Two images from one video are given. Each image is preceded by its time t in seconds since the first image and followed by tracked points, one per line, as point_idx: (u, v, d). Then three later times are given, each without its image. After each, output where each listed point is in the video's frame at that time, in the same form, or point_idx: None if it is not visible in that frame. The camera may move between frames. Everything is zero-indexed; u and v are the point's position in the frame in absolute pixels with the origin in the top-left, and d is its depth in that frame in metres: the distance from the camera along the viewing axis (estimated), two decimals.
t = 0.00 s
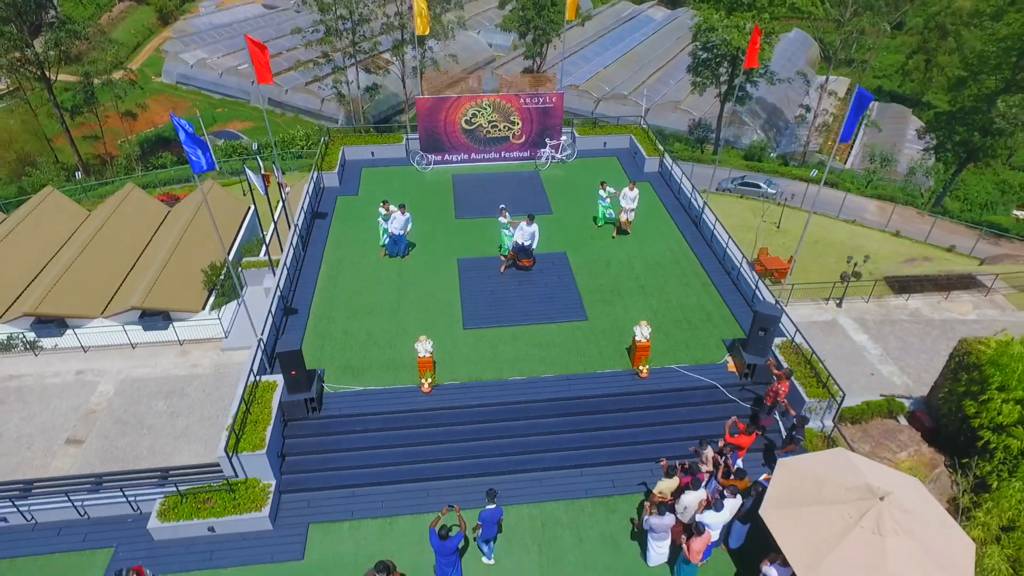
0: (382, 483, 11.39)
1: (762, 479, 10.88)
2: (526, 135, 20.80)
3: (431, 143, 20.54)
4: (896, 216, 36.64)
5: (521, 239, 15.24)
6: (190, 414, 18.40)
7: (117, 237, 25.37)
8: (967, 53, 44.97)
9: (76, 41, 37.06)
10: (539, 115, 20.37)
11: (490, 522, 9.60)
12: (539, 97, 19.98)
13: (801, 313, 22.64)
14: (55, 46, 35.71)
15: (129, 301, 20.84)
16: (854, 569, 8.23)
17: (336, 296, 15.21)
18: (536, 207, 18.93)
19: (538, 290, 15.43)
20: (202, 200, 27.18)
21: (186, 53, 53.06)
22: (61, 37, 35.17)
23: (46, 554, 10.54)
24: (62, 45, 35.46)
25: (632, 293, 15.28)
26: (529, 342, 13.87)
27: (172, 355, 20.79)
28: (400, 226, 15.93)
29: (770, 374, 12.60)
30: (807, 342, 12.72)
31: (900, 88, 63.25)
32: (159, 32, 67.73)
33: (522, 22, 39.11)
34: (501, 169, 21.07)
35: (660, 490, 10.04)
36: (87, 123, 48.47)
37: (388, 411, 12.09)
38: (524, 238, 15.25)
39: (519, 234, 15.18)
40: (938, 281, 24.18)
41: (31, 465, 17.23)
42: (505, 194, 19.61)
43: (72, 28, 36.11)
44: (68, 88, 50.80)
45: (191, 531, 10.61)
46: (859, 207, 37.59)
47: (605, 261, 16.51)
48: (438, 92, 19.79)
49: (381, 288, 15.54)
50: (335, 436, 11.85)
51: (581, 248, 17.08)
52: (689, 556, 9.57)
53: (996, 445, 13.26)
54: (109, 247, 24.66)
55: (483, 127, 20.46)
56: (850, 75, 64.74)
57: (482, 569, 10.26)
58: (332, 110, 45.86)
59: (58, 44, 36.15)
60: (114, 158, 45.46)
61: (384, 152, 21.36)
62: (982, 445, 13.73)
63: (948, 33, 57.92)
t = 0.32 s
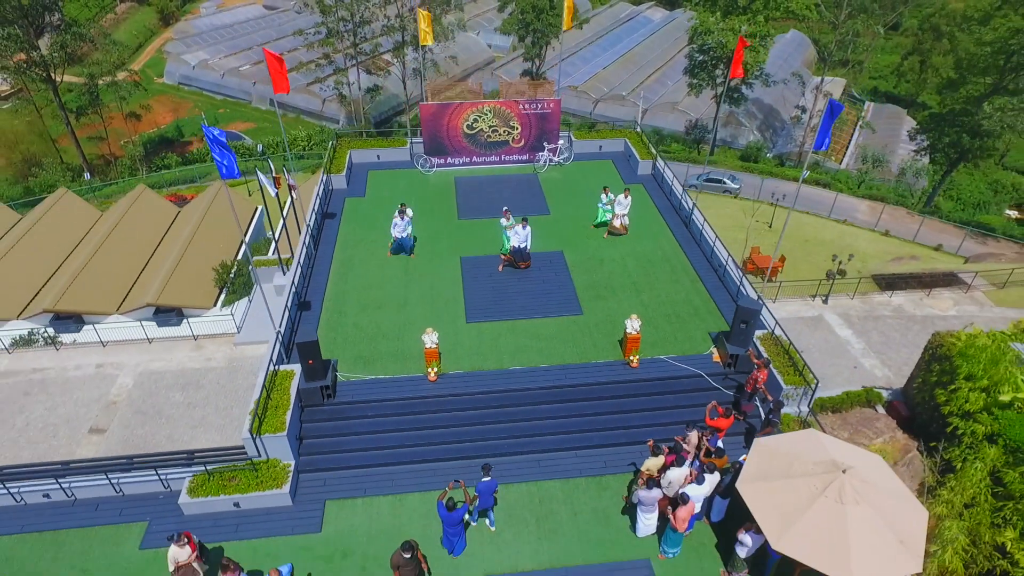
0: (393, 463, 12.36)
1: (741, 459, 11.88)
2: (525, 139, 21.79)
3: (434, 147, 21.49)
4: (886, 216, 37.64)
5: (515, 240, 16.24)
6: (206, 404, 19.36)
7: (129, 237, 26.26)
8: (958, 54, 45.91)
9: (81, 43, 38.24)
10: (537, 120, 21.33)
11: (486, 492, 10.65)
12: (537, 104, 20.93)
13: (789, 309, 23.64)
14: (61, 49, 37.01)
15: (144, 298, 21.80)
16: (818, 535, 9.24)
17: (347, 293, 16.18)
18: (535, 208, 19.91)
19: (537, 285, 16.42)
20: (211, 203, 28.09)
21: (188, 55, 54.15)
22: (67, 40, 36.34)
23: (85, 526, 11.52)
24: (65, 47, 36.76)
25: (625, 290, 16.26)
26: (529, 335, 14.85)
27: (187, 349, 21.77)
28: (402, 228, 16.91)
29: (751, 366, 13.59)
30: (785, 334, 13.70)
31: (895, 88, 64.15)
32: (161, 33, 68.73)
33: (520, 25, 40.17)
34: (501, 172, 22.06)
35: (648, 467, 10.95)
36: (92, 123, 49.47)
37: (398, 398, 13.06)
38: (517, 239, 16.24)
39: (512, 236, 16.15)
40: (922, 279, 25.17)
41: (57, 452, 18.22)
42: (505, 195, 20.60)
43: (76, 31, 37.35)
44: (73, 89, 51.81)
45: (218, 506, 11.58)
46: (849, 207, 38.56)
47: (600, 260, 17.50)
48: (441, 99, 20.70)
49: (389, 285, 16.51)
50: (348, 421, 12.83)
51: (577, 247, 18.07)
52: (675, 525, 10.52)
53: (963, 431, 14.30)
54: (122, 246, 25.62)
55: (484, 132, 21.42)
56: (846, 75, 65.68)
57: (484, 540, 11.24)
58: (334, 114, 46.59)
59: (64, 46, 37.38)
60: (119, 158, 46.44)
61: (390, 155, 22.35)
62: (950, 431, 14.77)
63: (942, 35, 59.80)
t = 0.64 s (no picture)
0: (400, 448, 13.25)
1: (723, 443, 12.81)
2: (524, 143, 22.68)
3: (436, 150, 22.40)
4: (877, 216, 38.55)
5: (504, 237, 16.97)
6: (219, 397, 20.26)
7: (140, 237, 27.06)
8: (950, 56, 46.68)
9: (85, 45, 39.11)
10: (536, 125, 22.21)
11: (478, 472, 11.51)
12: (535, 109, 21.77)
13: (778, 306, 24.56)
14: (64, 50, 37.91)
15: (156, 296, 22.57)
16: (789, 508, 10.15)
17: (355, 289, 17.08)
18: (533, 209, 20.81)
19: (534, 283, 17.34)
20: (219, 203, 28.86)
21: (189, 56, 54.95)
22: (72, 42, 37.29)
23: (115, 504, 12.43)
24: (70, 49, 37.70)
25: (618, 286, 17.18)
26: (527, 329, 15.75)
27: (199, 345, 22.67)
28: (398, 226, 17.69)
29: (734, 358, 14.50)
30: (768, 328, 14.59)
31: (891, 89, 64.96)
32: (162, 33, 69.52)
33: (519, 28, 41.13)
34: (501, 174, 22.96)
35: (637, 451, 11.89)
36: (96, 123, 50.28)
37: (404, 388, 13.97)
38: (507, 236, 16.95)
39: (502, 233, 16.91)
40: (908, 277, 26.06)
41: (77, 442, 19.12)
42: (505, 197, 21.52)
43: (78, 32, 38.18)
44: (78, 90, 52.62)
45: (238, 487, 12.47)
46: (841, 207, 39.46)
47: (594, 258, 18.41)
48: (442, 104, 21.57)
49: (394, 282, 17.43)
50: (358, 408, 13.74)
51: (573, 246, 18.98)
52: (661, 503, 11.43)
53: (935, 420, 15.29)
54: (134, 246, 26.42)
55: (484, 136, 22.30)
56: (843, 75, 66.48)
57: (485, 518, 12.13)
58: (334, 115, 47.44)
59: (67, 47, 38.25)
60: (122, 158, 47.22)
61: (394, 158, 23.25)
62: (924, 420, 15.75)
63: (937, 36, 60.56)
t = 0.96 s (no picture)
0: (407, 432, 14.27)
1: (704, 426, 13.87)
2: (522, 147, 23.69)
3: (438, 153, 23.34)
4: (866, 216, 39.59)
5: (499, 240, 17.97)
6: (232, 389, 21.28)
7: (151, 237, 27.97)
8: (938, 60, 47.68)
9: (89, 48, 40.08)
10: (533, 129, 23.26)
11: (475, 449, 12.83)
12: (533, 114, 22.80)
13: (766, 303, 25.61)
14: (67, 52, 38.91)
15: (169, 293, 23.50)
16: (761, 482, 11.19)
17: (362, 286, 18.11)
18: (529, 210, 21.88)
19: (531, 279, 18.38)
20: (227, 205, 29.76)
21: (191, 57, 55.90)
22: (77, 45, 38.40)
23: (144, 483, 13.47)
24: (73, 52, 38.81)
25: (610, 283, 18.21)
26: (525, 323, 16.77)
27: (212, 340, 23.73)
28: (401, 228, 18.73)
29: (717, 349, 15.51)
30: (749, 322, 15.62)
31: (887, 89, 65.88)
32: (164, 34, 70.43)
33: (518, 32, 42.13)
34: (500, 177, 23.99)
35: (626, 433, 12.92)
36: (100, 125, 51.28)
37: (411, 377, 15.03)
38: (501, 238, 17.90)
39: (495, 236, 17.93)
40: (892, 275, 27.10)
41: (98, 431, 20.16)
42: (504, 198, 22.58)
43: (81, 35, 39.12)
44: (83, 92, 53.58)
45: (257, 467, 13.49)
46: (833, 207, 40.50)
47: (588, 256, 19.44)
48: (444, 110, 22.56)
49: (399, 279, 18.45)
50: (367, 396, 14.79)
51: (568, 245, 19.99)
52: (647, 481, 12.45)
53: (907, 408, 16.35)
54: (146, 245, 27.36)
55: (484, 140, 23.26)
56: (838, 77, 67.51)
57: (485, 495, 13.16)
58: (335, 116, 48.50)
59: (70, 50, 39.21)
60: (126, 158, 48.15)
61: (397, 161, 24.30)
62: (897, 407, 16.79)
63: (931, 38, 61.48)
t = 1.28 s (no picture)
0: (414, 417, 15.36)
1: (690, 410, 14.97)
2: (521, 149, 24.76)
3: (441, 156, 24.41)
4: (857, 215, 40.62)
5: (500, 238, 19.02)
6: (244, 380, 22.37)
7: (162, 237, 28.98)
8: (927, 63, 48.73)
9: (94, 51, 40.88)
10: (531, 133, 24.32)
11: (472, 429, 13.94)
12: (531, 119, 23.87)
13: (754, 299, 26.72)
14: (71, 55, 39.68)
15: (181, 290, 24.54)
16: (738, 458, 12.26)
17: (369, 282, 19.19)
18: (528, 209, 22.97)
19: (530, 275, 19.47)
20: (235, 205, 30.72)
21: (194, 59, 56.93)
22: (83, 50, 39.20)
23: (171, 463, 14.55)
24: (78, 56, 39.51)
25: (604, 278, 19.30)
26: (524, 316, 17.86)
27: (224, 334, 24.83)
28: (408, 227, 19.79)
29: (703, 339, 16.62)
30: (733, 314, 16.70)
31: (881, 90, 66.90)
32: (165, 36, 71.33)
33: (516, 35, 43.07)
34: (499, 178, 25.08)
35: (617, 415, 13.96)
36: (105, 126, 52.27)
37: (417, 365, 16.11)
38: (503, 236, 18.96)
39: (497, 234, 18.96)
40: (877, 272, 28.19)
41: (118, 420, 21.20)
42: (504, 198, 23.68)
43: (86, 40, 39.86)
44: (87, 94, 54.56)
45: (276, 448, 14.57)
46: (824, 207, 41.55)
47: (583, 253, 20.52)
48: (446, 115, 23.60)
49: (404, 275, 19.53)
50: (377, 383, 15.88)
51: (565, 243, 21.07)
52: (634, 460, 13.56)
53: (882, 395, 17.44)
54: (158, 245, 28.38)
55: (484, 143, 24.33)
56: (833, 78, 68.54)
57: (487, 474, 14.22)
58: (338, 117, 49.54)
59: (76, 54, 39.83)
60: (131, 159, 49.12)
61: (401, 163, 25.41)
62: (873, 395, 17.89)
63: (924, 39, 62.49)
